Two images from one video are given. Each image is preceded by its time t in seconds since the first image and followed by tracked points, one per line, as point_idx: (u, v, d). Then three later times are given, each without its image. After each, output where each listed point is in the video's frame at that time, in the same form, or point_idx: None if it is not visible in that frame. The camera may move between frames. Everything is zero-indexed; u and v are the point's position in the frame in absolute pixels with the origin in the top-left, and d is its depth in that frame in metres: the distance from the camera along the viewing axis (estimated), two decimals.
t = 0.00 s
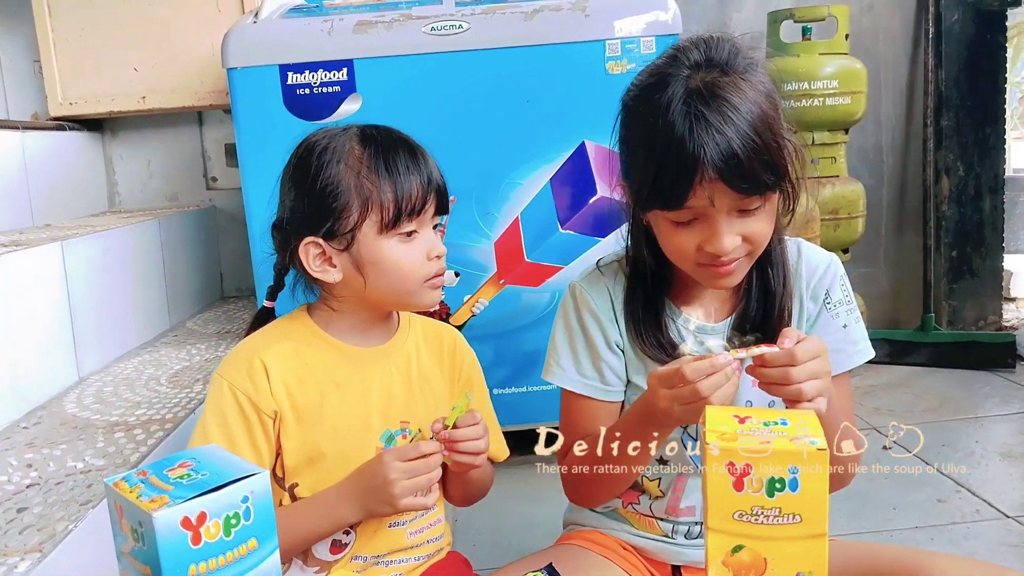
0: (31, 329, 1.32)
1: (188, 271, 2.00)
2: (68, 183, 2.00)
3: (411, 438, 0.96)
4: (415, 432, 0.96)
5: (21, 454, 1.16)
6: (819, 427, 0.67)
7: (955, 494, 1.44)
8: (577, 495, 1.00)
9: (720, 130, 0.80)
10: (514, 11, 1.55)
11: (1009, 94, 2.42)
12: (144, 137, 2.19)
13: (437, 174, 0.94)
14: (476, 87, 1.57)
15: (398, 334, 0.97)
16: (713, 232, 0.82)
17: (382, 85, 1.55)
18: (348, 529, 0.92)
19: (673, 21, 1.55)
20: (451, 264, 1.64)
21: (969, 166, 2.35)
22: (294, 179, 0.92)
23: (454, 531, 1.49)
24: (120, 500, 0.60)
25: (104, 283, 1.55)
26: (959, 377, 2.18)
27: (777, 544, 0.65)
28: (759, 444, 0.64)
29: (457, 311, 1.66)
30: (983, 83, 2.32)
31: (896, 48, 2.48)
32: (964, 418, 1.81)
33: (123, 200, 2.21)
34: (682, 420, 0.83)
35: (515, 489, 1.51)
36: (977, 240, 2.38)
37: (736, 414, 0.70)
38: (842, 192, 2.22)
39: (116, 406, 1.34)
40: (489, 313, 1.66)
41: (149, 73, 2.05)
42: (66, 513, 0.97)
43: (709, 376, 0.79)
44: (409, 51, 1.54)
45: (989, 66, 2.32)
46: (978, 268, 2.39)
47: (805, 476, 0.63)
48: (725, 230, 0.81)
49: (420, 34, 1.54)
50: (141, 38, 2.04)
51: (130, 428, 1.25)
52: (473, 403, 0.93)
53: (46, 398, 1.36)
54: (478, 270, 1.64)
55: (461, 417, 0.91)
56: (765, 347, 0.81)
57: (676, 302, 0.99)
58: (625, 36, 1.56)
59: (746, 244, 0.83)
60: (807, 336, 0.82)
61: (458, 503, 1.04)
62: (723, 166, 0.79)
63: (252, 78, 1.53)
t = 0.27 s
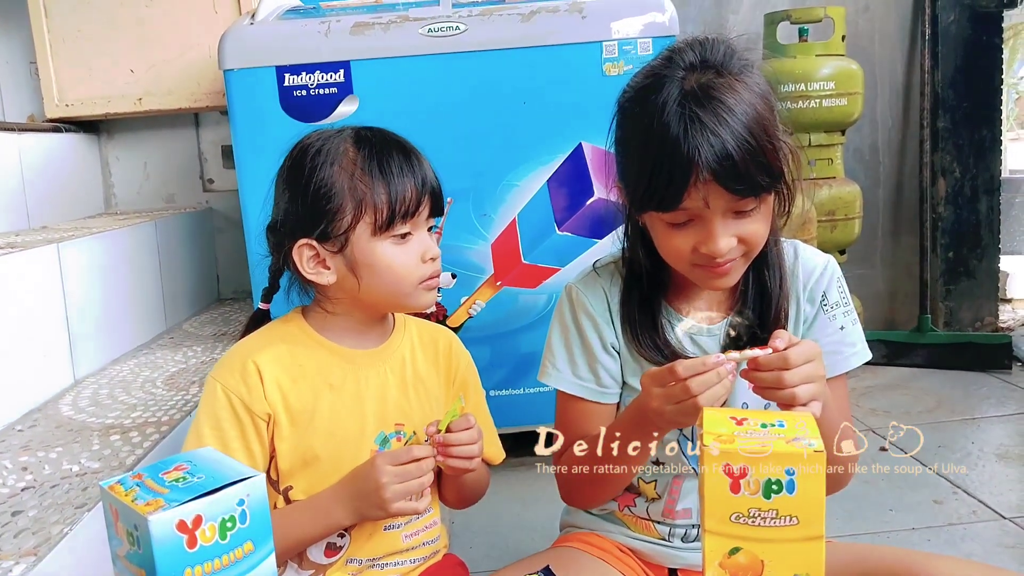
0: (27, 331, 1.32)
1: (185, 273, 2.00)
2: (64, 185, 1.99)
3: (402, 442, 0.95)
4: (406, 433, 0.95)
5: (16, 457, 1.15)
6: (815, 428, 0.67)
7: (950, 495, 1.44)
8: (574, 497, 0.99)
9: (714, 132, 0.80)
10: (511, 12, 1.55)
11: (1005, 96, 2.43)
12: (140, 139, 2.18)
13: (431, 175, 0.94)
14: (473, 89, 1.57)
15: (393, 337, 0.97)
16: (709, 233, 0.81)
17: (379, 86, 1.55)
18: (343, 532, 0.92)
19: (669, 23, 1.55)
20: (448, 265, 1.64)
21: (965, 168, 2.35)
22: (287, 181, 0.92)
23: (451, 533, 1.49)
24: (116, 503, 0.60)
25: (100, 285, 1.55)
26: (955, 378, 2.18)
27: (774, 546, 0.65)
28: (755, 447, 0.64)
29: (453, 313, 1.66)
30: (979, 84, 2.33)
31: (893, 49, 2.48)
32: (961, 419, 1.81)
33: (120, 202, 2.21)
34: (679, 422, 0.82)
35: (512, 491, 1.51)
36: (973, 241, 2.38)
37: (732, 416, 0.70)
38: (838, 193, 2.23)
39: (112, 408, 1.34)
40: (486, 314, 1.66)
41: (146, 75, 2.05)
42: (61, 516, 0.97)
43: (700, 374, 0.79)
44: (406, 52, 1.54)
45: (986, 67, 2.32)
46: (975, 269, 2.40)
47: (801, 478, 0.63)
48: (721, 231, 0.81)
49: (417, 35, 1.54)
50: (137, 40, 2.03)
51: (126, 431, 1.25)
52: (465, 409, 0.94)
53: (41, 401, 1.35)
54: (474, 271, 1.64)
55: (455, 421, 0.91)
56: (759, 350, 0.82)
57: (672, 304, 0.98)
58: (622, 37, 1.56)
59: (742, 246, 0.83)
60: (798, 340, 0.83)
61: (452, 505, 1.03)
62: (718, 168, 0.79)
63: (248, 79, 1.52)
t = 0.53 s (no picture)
0: (26, 334, 1.32)
1: (184, 276, 1.99)
2: (63, 188, 1.99)
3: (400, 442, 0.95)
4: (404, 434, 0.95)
5: (15, 460, 1.15)
6: (815, 430, 0.67)
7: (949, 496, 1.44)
8: (575, 497, 0.99)
9: (714, 135, 0.80)
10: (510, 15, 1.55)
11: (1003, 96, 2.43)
12: (139, 141, 2.18)
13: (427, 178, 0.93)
14: (472, 91, 1.57)
15: (390, 339, 0.97)
16: (708, 236, 0.81)
17: (378, 89, 1.55)
18: (341, 534, 0.92)
19: (667, 25, 1.55)
20: (447, 267, 1.64)
21: (964, 168, 2.35)
22: (285, 184, 0.92)
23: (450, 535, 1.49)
24: (114, 507, 0.60)
25: (99, 288, 1.55)
26: (955, 379, 2.18)
27: (774, 547, 0.65)
28: (754, 449, 0.64)
29: (453, 314, 1.66)
30: (978, 85, 2.33)
31: (891, 50, 2.48)
32: (961, 420, 1.81)
33: (119, 204, 2.21)
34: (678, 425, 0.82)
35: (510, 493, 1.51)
36: (972, 242, 2.38)
37: (732, 417, 0.70)
38: (837, 194, 2.23)
39: (111, 411, 1.34)
40: (485, 316, 1.66)
41: (144, 78, 2.05)
42: (60, 520, 0.97)
43: (698, 381, 0.79)
44: (405, 54, 1.54)
45: (984, 68, 2.33)
46: (974, 270, 2.40)
47: (801, 480, 0.63)
48: (720, 234, 0.81)
49: (416, 38, 1.54)
50: (136, 42, 2.03)
51: (124, 434, 1.25)
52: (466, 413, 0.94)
53: (40, 404, 1.35)
54: (474, 273, 1.64)
55: (453, 423, 0.91)
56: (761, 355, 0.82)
57: (671, 306, 0.98)
58: (621, 39, 1.56)
59: (741, 248, 0.83)
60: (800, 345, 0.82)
61: (451, 507, 1.03)
62: (718, 171, 0.79)
63: (247, 82, 1.53)
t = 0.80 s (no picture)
0: (27, 334, 1.32)
1: (185, 276, 2.00)
2: (65, 188, 1.99)
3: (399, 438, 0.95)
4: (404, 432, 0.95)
5: (16, 460, 1.15)
6: (815, 430, 0.67)
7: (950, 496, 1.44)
8: (575, 495, 0.99)
9: (712, 135, 0.80)
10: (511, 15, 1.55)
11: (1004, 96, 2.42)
12: (141, 141, 2.19)
13: (426, 177, 0.93)
14: (473, 91, 1.57)
15: (391, 338, 0.97)
16: (708, 236, 0.81)
17: (380, 89, 1.55)
18: (341, 532, 0.92)
19: (668, 25, 1.55)
20: (448, 268, 1.64)
21: (965, 169, 2.35)
22: (283, 185, 0.93)
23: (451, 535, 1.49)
24: (116, 506, 0.60)
25: (100, 288, 1.55)
26: (956, 379, 2.18)
27: (774, 547, 0.65)
28: (755, 449, 0.64)
29: (453, 314, 1.66)
30: (979, 85, 2.33)
31: (892, 50, 2.48)
32: (962, 420, 1.81)
33: (120, 204, 2.21)
34: (680, 426, 0.82)
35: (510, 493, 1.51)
36: (973, 242, 2.38)
37: (732, 417, 0.70)
38: (838, 194, 2.22)
39: (113, 411, 1.34)
40: (486, 316, 1.66)
41: (146, 78, 2.05)
42: (61, 519, 0.97)
43: (699, 383, 0.79)
44: (406, 54, 1.54)
45: (985, 68, 2.33)
46: (975, 270, 2.40)
47: (801, 480, 0.63)
48: (720, 234, 0.81)
49: (417, 38, 1.54)
50: (137, 43, 2.03)
51: (126, 434, 1.25)
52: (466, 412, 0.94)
53: (41, 404, 1.35)
54: (475, 273, 1.64)
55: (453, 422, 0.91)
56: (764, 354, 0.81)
57: (672, 306, 0.98)
58: (622, 39, 1.56)
59: (742, 248, 0.83)
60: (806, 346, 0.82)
61: (451, 507, 1.03)
62: (716, 171, 0.79)
63: (248, 82, 1.53)
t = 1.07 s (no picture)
0: (27, 329, 1.32)
1: (184, 272, 1.99)
2: (64, 183, 1.99)
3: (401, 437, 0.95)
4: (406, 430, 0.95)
5: (15, 455, 1.15)
6: (815, 429, 0.67)
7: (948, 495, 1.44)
8: (576, 496, 0.99)
9: (700, 136, 0.80)
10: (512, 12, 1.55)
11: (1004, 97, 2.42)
12: (141, 137, 2.18)
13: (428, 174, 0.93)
14: (471, 89, 1.57)
15: (392, 335, 0.97)
16: (709, 234, 0.81)
17: (380, 86, 1.55)
18: (341, 528, 0.92)
19: (669, 23, 1.55)
20: (448, 265, 1.64)
21: (965, 169, 2.35)
22: (284, 184, 0.93)
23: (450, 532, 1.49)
24: (115, 501, 0.60)
25: (100, 283, 1.55)
26: (955, 379, 2.18)
27: (774, 545, 0.65)
28: (754, 447, 0.64)
29: (453, 312, 1.66)
30: (979, 86, 2.33)
31: (893, 50, 2.48)
32: (961, 420, 1.81)
33: (119, 200, 2.20)
34: (681, 424, 0.82)
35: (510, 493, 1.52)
36: (973, 242, 2.38)
37: (732, 415, 0.70)
38: (838, 194, 2.22)
39: (112, 406, 1.34)
40: (486, 314, 1.66)
41: (146, 74, 2.05)
42: (61, 514, 0.97)
43: (705, 384, 0.79)
44: (407, 52, 1.54)
45: (985, 68, 2.32)
46: (975, 270, 2.40)
47: (801, 478, 0.63)
48: (720, 231, 0.81)
49: (418, 35, 1.54)
50: (137, 38, 2.03)
51: (125, 429, 1.25)
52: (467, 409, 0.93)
53: (40, 399, 1.35)
54: (474, 271, 1.64)
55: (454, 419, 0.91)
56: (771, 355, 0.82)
57: (674, 305, 0.98)
58: (623, 37, 1.56)
59: (743, 244, 0.83)
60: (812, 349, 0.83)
61: (451, 505, 1.03)
62: (708, 170, 0.79)
63: (249, 78, 1.52)
